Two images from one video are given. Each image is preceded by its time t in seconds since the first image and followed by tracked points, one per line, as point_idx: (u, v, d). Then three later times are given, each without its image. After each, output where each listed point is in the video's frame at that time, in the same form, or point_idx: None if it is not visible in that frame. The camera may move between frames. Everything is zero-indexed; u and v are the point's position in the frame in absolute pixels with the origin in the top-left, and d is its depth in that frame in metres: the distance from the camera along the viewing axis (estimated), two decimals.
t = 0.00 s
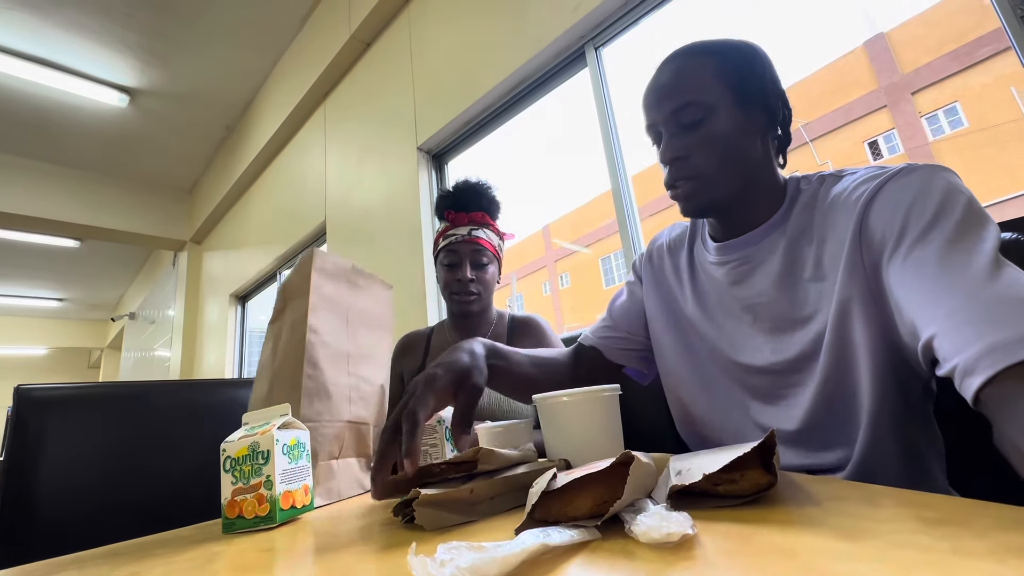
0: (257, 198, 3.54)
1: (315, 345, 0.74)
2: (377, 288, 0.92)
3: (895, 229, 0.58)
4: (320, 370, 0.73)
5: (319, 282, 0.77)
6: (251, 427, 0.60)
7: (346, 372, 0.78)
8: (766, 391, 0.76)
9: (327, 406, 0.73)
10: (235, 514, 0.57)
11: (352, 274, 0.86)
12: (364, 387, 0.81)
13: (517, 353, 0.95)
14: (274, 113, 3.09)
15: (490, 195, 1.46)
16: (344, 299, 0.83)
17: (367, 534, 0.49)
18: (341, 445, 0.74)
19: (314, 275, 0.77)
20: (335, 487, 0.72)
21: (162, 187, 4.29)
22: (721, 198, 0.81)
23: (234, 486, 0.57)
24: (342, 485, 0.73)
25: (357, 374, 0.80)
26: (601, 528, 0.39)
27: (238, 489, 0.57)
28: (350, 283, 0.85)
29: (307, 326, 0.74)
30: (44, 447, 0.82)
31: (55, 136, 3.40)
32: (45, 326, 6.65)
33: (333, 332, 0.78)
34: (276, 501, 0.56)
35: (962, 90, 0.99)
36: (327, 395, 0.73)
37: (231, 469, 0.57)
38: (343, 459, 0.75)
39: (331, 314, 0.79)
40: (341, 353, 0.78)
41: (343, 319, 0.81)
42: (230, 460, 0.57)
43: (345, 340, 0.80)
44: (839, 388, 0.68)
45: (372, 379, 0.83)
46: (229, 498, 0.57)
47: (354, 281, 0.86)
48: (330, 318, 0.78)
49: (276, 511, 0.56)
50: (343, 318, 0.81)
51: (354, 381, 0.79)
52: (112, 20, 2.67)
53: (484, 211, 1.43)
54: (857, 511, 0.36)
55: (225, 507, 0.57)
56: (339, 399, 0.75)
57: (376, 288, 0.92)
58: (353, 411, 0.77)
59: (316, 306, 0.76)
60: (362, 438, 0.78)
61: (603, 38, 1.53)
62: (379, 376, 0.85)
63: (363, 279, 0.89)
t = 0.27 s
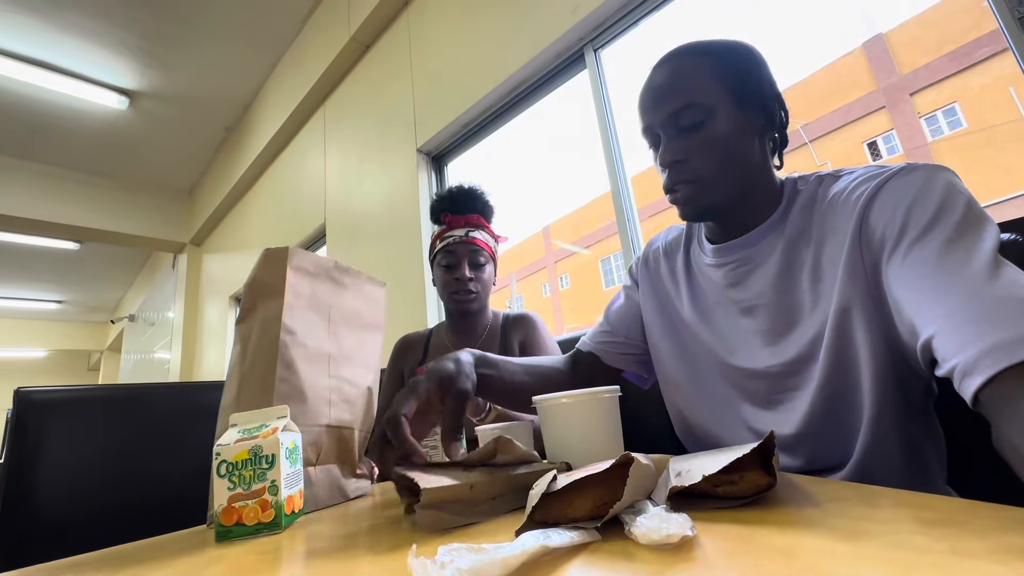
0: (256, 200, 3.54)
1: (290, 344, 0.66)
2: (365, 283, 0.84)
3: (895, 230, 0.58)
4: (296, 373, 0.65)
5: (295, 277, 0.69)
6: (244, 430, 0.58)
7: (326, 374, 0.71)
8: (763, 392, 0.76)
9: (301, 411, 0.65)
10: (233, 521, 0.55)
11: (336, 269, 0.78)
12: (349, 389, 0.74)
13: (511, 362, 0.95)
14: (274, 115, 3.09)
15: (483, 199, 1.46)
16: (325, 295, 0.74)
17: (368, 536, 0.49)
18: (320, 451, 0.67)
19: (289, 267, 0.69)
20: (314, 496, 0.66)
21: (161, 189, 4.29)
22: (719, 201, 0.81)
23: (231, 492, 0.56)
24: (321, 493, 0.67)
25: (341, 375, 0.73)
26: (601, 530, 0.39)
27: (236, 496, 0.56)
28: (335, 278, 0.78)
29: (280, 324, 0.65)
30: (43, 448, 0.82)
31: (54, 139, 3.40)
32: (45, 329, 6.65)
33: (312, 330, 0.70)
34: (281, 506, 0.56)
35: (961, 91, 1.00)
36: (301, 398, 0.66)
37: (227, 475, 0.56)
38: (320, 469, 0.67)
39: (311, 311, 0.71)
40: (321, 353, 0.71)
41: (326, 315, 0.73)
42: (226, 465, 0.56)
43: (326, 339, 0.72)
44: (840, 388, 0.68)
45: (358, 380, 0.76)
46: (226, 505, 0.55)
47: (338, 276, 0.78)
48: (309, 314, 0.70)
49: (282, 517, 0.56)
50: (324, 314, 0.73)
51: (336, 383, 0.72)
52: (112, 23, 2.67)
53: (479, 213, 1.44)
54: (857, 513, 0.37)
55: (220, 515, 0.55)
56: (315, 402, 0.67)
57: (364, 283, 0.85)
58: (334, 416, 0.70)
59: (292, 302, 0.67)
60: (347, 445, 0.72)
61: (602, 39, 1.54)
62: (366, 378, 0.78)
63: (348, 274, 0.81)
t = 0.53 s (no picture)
0: (256, 200, 3.54)
1: (281, 343, 0.64)
2: (362, 276, 0.82)
3: (890, 230, 0.58)
4: (287, 372, 0.65)
5: (285, 273, 0.68)
6: (242, 429, 0.58)
7: (320, 371, 0.70)
8: (761, 393, 0.76)
9: (294, 410, 0.65)
10: (233, 521, 0.55)
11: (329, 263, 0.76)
12: (343, 387, 0.73)
13: (513, 357, 0.97)
14: (274, 114, 3.09)
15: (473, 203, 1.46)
16: (318, 291, 0.73)
17: (368, 536, 0.49)
18: (316, 450, 0.67)
19: (278, 264, 0.67)
20: (311, 494, 0.66)
21: (161, 189, 4.29)
22: (716, 204, 0.81)
23: (231, 491, 0.55)
24: (317, 492, 0.67)
25: (334, 372, 0.72)
26: (602, 529, 0.39)
27: (237, 494, 0.56)
28: (328, 272, 0.76)
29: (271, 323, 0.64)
30: (43, 448, 0.82)
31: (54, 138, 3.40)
32: (45, 328, 6.65)
33: (305, 328, 0.69)
34: (283, 505, 0.56)
35: (961, 90, 1.00)
36: (293, 396, 0.65)
37: (227, 473, 0.56)
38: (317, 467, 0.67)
39: (303, 307, 0.69)
40: (313, 350, 0.70)
41: (319, 311, 0.72)
42: (226, 464, 0.56)
43: (319, 336, 0.71)
44: (838, 388, 0.68)
45: (353, 377, 0.75)
46: (226, 504, 0.55)
47: (332, 271, 0.76)
48: (301, 311, 0.69)
49: (282, 516, 0.56)
50: (317, 311, 0.72)
51: (330, 380, 0.71)
52: (112, 22, 2.67)
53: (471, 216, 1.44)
54: (857, 512, 0.36)
55: (219, 514, 0.55)
56: (308, 401, 0.67)
57: (361, 277, 0.83)
58: (327, 415, 0.69)
59: (282, 300, 0.66)
60: (344, 443, 0.71)
61: (602, 39, 1.54)
62: (362, 375, 0.77)
63: (343, 266, 0.79)
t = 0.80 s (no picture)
0: (257, 199, 3.54)
1: (278, 342, 0.64)
2: (361, 273, 0.82)
3: (888, 230, 0.58)
4: (286, 369, 0.64)
5: (284, 272, 0.68)
6: (243, 427, 0.58)
7: (318, 369, 0.70)
8: (762, 394, 0.76)
9: (293, 407, 0.65)
10: (235, 519, 0.55)
11: (327, 261, 0.76)
12: (342, 385, 0.73)
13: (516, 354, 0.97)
14: (274, 113, 3.09)
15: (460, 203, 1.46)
16: (316, 290, 0.72)
17: (370, 534, 0.49)
18: (316, 447, 0.67)
19: (276, 264, 0.67)
20: (311, 492, 0.66)
21: (162, 187, 4.30)
22: (717, 206, 0.81)
23: (232, 490, 0.55)
24: (317, 490, 0.67)
25: (333, 370, 0.72)
26: (601, 528, 0.39)
27: (238, 493, 0.56)
28: (326, 270, 0.75)
29: (269, 322, 0.64)
30: (43, 446, 0.82)
31: (56, 137, 3.40)
32: (46, 327, 6.66)
33: (304, 326, 0.69)
34: (284, 503, 0.56)
35: (962, 90, 1.00)
36: (292, 394, 0.65)
37: (229, 472, 0.56)
38: (318, 464, 0.67)
39: (302, 306, 0.69)
40: (312, 349, 0.69)
41: (318, 309, 0.72)
42: (227, 462, 0.56)
43: (319, 334, 0.71)
44: (839, 387, 0.68)
45: (352, 375, 0.75)
46: (227, 502, 0.55)
47: (330, 269, 0.76)
48: (300, 309, 0.69)
49: (283, 514, 0.56)
50: (316, 309, 0.72)
51: (329, 378, 0.71)
52: (113, 21, 2.67)
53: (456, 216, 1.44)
54: (858, 511, 0.36)
55: (220, 513, 0.55)
56: (307, 398, 0.67)
57: (361, 274, 0.83)
58: (327, 412, 0.69)
59: (279, 299, 0.66)
60: (344, 439, 0.71)
61: (603, 38, 1.53)
62: (361, 372, 0.77)
63: (341, 264, 0.78)
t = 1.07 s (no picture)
0: (257, 198, 3.54)
1: (279, 341, 0.64)
2: (361, 271, 0.82)
3: (884, 230, 0.58)
4: (286, 368, 0.64)
5: (284, 270, 0.68)
6: (243, 426, 0.58)
7: (318, 367, 0.70)
8: (762, 395, 0.76)
9: (293, 405, 0.65)
10: (234, 517, 0.55)
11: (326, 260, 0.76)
12: (342, 383, 0.73)
13: (513, 365, 0.96)
14: (274, 112, 3.09)
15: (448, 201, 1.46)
16: (315, 288, 0.72)
17: (371, 532, 0.49)
18: (316, 446, 0.67)
19: (277, 262, 0.67)
20: (311, 490, 0.66)
21: (162, 187, 4.29)
22: (715, 208, 0.81)
23: (232, 488, 0.56)
24: (317, 488, 0.67)
25: (333, 368, 0.72)
26: (602, 526, 0.39)
27: (238, 490, 0.56)
28: (326, 267, 0.75)
29: (269, 321, 0.64)
30: (43, 446, 0.82)
31: (56, 136, 3.40)
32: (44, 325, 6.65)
33: (304, 324, 0.69)
34: (284, 501, 0.56)
35: (961, 91, 1.00)
36: (292, 391, 0.65)
37: (228, 470, 0.56)
38: (318, 462, 0.67)
39: (302, 304, 0.69)
40: (312, 346, 0.69)
41: (319, 307, 0.72)
42: (227, 460, 0.56)
43: (319, 332, 0.71)
44: (838, 388, 0.68)
45: (353, 373, 0.75)
46: (227, 500, 0.55)
47: (330, 268, 0.76)
48: (300, 307, 0.69)
49: (284, 512, 0.56)
50: (316, 306, 0.72)
51: (329, 376, 0.71)
52: (113, 20, 2.67)
53: (454, 216, 1.44)
54: (858, 510, 0.36)
55: (220, 510, 0.55)
56: (307, 396, 0.67)
57: (361, 273, 0.83)
58: (326, 410, 0.69)
59: (279, 297, 0.66)
60: (344, 438, 0.71)
61: (603, 38, 1.53)
62: (362, 370, 0.77)
63: (341, 261, 0.78)
